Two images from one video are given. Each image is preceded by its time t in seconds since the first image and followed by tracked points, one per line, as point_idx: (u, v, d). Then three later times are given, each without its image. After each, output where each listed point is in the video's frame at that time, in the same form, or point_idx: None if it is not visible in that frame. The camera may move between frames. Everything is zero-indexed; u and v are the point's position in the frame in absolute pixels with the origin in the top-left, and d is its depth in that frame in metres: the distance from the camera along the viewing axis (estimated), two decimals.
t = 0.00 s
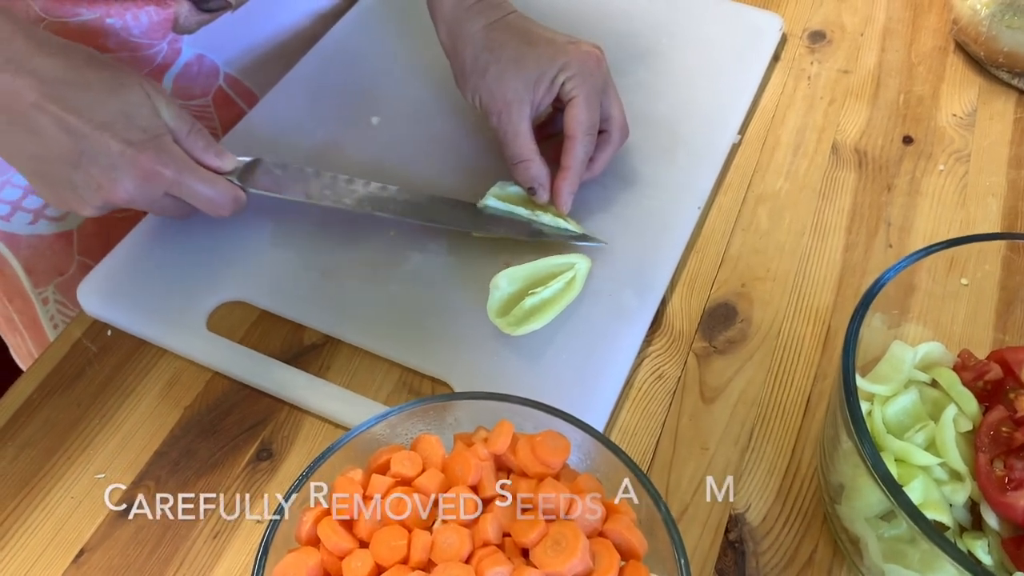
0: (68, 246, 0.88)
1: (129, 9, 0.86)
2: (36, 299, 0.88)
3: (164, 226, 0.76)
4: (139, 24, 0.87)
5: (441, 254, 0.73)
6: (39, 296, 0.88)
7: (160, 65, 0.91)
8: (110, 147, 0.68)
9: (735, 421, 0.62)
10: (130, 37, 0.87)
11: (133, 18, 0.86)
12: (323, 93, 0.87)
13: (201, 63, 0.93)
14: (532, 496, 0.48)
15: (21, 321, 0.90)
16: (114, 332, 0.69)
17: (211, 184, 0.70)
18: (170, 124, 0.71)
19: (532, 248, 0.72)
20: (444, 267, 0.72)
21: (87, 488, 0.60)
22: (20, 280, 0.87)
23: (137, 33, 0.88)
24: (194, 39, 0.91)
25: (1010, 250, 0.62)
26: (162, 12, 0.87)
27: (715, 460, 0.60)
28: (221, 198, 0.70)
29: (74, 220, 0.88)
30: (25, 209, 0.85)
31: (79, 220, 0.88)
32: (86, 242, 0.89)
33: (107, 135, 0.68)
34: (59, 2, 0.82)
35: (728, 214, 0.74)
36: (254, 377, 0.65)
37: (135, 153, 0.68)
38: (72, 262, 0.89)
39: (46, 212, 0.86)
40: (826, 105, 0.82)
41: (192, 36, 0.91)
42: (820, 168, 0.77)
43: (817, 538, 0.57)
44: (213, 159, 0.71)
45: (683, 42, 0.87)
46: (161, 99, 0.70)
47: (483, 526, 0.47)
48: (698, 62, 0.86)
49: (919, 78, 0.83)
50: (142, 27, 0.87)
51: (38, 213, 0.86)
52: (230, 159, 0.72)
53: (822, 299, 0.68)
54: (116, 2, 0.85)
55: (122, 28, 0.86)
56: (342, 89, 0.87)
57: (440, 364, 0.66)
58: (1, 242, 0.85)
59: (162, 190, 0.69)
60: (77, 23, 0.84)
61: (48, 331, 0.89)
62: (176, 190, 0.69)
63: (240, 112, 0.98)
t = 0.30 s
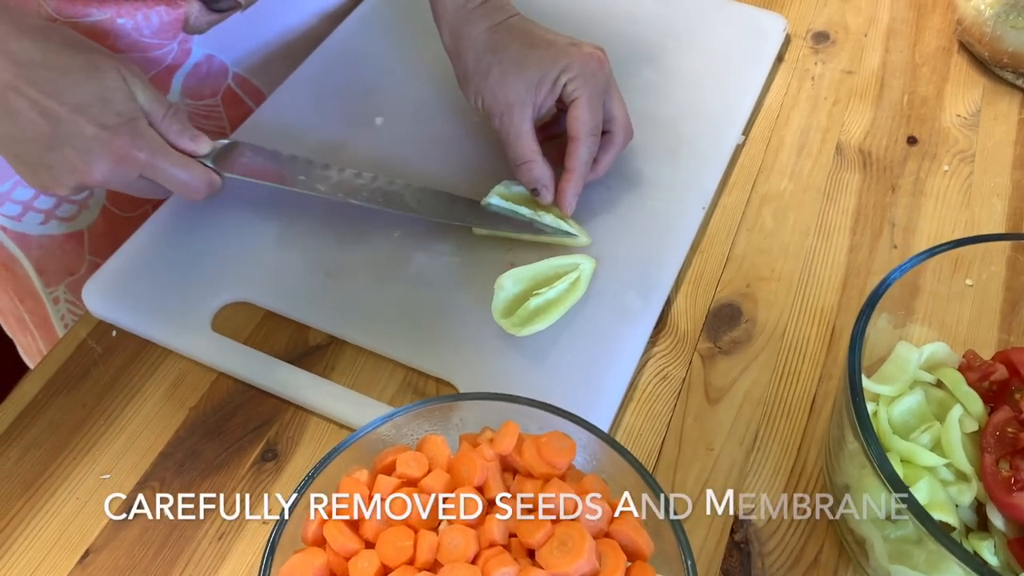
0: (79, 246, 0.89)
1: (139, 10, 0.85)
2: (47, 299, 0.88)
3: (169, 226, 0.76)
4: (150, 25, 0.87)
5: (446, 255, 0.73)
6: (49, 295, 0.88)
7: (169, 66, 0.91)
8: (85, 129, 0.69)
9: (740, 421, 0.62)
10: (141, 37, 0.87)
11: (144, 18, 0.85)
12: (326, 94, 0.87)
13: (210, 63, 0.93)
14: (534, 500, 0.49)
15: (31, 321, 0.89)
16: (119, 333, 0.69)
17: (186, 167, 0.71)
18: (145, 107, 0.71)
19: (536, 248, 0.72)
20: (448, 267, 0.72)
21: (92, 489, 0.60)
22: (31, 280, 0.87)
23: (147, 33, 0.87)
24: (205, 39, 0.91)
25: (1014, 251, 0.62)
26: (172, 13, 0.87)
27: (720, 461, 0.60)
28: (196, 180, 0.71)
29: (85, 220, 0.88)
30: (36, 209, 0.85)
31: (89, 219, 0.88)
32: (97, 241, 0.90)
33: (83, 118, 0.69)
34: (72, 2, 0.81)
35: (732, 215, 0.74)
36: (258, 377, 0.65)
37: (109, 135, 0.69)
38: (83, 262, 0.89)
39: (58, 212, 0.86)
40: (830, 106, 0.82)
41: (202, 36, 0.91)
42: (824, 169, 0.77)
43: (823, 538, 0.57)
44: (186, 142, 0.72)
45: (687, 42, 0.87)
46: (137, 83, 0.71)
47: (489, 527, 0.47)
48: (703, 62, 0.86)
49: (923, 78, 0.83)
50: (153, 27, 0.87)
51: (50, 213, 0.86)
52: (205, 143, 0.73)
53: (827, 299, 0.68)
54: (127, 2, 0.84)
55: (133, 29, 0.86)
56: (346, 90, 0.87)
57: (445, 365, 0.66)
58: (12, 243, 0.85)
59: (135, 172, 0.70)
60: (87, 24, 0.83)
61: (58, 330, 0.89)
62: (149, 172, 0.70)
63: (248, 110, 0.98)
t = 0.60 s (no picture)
0: (86, 244, 0.88)
1: (147, 8, 0.86)
2: (54, 297, 0.88)
3: (174, 226, 0.76)
4: (157, 23, 0.88)
5: (451, 255, 0.73)
6: (57, 294, 0.88)
7: (176, 64, 0.92)
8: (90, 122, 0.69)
9: (746, 421, 0.62)
10: (148, 35, 0.88)
11: (151, 16, 0.87)
12: (331, 94, 0.87)
13: (216, 62, 0.94)
14: (534, 499, 0.49)
15: (37, 320, 0.88)
16: (125, 333, 0.69)
17: (190, 161, 0.71)
18: (151, 100, 0.71)
19: (541, 248, 0.72)
20: (454, 267, 0.72)
21: (98, 488, 0.60)
22: (38, 279, 0.87)
23: (154, 31, 0.88)
24: (210, 37, 0.93)
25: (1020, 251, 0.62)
26: (179, 11, 0.88)
27: (726, 461, 0.60)
28: (200, 174, 0.71)
29: (92, 218, 0.89)
30: (43, 208, 0.87)
31: (94, 218, 0.89)
32: (103, 240, 0.89)
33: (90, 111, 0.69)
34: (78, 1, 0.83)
35: (737, 215, 0.74)
36: (264, 377, 0.65)
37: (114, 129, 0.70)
38: (89, 260, 0.88)
39: (64, 210, 0.88)
40: (835, 106, 0.82)
41: (208, 35, 0.93)
42: (829, 169, 0.77)
43: (829, 538, 0.57)
44: (190, 136, 0.72)
45: (692, 42, 0.87)
46: (143, 76, 0.71)
47: (495, 527, 0.47)
48: (707, 63, 0.86)
49: (928, 78, 0.83)
50: (160, 26, 0.88)
51: (57, 211, 0.88)
52: (209, 136, 0.73)
53: (833, 299, 0.68)
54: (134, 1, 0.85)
55: (140, 27, 0.87)
56: (351, 90, 0.87)
57: (450, 365, 0.66)
58: (18, 240, 0.86)
59: (140, 165, 0.71)
60: (96, 22, 0.84)
61: (65, 329, 0.87)
62: (154, 166, 0.71)
63: (253, 109, 0.97)
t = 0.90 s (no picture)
0: (86, 246, 0.88)
1: (148, 10, 0.85)
2: (54, 299, 0.88)
3: (176, 228, 0.76)
4: (159, 26, 0.86)
5: (454, 256, 0.73)
6: (57, 296, 0.88)
7: (177, 65, 0.91)
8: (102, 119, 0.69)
9: (749, 423, 0.62)
10: (149, 37, 0.87)
11: (152, 19, 0.85)
12: (334, 95, 0.87)
13: (218, 65, 0.94)
14: (534, 500, 0.49)
15: (37, 321, 0.89)
16: (128, 334, 0.69)
17: (200, 157, 0.71)
18: (161, 94, 0.71)
19: (544, 250, 0.72)
20: (457, 269, 0.72)
21: (102, 490, 0.60)
22: (38, 280, 0.87)
23: (155, 34, 0.87)
24: (213, 40, 0.92)
25: None
26: (180, 13, 0.87)
27: (730, 463, 0.60)
28: (211, 170, 0.72)
29: (92, 220, 0.88)
30: (43, 210, 0.86)
31: (94, 220, 0.88)
32: (104, 242, 0.89)
33: (101, 108, 0.69)
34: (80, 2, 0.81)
35: (740, 216, 0.74)
36: (267, 379, 0.65)
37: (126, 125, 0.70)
38: (89, 262, 0.88)
39: (64, 212, 0.87)
40: (838, 107, 0.82)
41: (209, 38, 0.92)
42: (833, 170, 0.77)
43: (832, 541, 0.57)
44: (200, 130, 0.72)
45: (695, 44, 0.87)
46: (153, 71, 0.70)
47: (500, 529, 0.47)
48: (710, 65, 0.86)
49: (931, 79, 0.83)
50: (161, 28, 0.87)
51: (57, 213, 0.87)
52: (219, 131, 0.73)
53: (836, 301, 0.68)
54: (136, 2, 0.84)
55: (142, 29, 0.86)
56: (354, 93, 0.87)
57: (454, 367, 0.66)
58: (18, 243, 0.85)
59: (152, 159, 0.71)
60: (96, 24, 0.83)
61: (65, 331, 0.89)
62: (166, 161, 0.71)
63: (255, 112, 0.97)
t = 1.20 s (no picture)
0: (88, 248, 0.88)
1: (151, 12, 0.83)
2: (55, 301, 0.88)
3: (178, 230, 0.76)
4: (161, 27, 0.85)
5: (455, 257, 0.73)
6: (59, 297, 0.88)
7: (179, 66, 0.91)
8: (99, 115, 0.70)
9: (752, 425, 0.61)
10: (152, 39, 0.85)
11: (155, 21, 0.84)
12: (336, 96, 0.87)
13: (219, 65, 0.94)
14: (534, 500, 0.49)
15: (39, 322, 0.89)
16: (129, 336, 0.69)
17: (196, 152, 0.71)
18: (159, 90, 0.70)
19: (546, 252, 0.72)
20: (459, 271, 0.72)
21: (103, 492, 0.60)
22: (40, 282, 0.87)
23: (158, 35, 0.86)
24: (215, 41, 0.92)
25: None
26: (183, 15, 0.85)
27: (732, 465, 0.60)
28: (209, 164, 0.72)
29: (94, 221, 0.88)
30: (46, 211, 0.86)
31: (96, 222, 0.88)
32: (106, 244, 0.89)
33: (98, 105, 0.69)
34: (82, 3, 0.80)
35: (742, 218, 0.74)
36: (269, 381, 0.65)
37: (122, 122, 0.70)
38: (91, 264, 0.88)
39: (66, 214, 0.87)
40: (840, 108, 0.82)
41: (211, 39, 0.91)
42: (835, 171, 0.76)
43: (835, 543, 0.56)
44: (197, 125, 0.71)
45: (696, 45, 0.87)
46: (149, 66, 0.69)
47: (501, 531, 0.47)
48: (712, 65, 0.86)
49: (934, 80, 0.83)
50: (164, 30, 0.85)
51: (59, 215, 0.87)
52: (217, 125, 0.72)
53: (839, 303, 0.68)
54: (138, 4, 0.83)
55: (144, 31, 0.84)
56: (357, 94, 0.87)
57: (455, 368, 0.66)
58: (20, 244, 0.85)
59: (151, 154, 0.72)
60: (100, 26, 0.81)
61: (67, 332, 0.89)
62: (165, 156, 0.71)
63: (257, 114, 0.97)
